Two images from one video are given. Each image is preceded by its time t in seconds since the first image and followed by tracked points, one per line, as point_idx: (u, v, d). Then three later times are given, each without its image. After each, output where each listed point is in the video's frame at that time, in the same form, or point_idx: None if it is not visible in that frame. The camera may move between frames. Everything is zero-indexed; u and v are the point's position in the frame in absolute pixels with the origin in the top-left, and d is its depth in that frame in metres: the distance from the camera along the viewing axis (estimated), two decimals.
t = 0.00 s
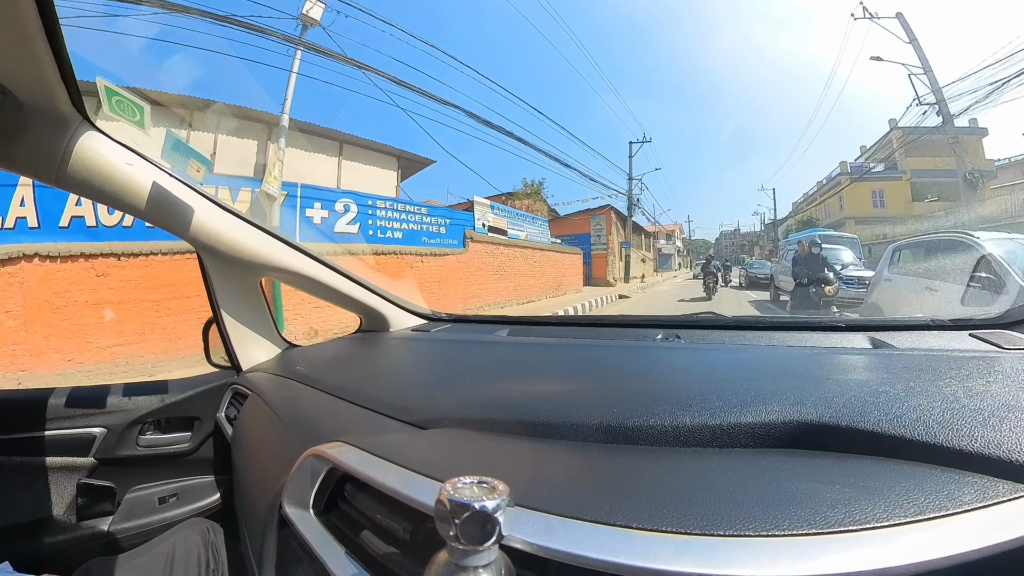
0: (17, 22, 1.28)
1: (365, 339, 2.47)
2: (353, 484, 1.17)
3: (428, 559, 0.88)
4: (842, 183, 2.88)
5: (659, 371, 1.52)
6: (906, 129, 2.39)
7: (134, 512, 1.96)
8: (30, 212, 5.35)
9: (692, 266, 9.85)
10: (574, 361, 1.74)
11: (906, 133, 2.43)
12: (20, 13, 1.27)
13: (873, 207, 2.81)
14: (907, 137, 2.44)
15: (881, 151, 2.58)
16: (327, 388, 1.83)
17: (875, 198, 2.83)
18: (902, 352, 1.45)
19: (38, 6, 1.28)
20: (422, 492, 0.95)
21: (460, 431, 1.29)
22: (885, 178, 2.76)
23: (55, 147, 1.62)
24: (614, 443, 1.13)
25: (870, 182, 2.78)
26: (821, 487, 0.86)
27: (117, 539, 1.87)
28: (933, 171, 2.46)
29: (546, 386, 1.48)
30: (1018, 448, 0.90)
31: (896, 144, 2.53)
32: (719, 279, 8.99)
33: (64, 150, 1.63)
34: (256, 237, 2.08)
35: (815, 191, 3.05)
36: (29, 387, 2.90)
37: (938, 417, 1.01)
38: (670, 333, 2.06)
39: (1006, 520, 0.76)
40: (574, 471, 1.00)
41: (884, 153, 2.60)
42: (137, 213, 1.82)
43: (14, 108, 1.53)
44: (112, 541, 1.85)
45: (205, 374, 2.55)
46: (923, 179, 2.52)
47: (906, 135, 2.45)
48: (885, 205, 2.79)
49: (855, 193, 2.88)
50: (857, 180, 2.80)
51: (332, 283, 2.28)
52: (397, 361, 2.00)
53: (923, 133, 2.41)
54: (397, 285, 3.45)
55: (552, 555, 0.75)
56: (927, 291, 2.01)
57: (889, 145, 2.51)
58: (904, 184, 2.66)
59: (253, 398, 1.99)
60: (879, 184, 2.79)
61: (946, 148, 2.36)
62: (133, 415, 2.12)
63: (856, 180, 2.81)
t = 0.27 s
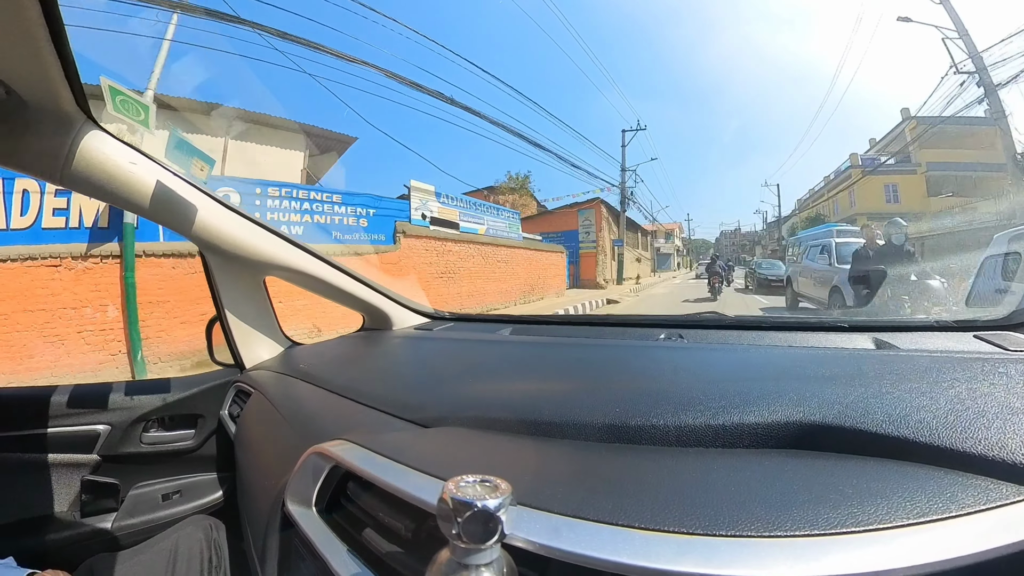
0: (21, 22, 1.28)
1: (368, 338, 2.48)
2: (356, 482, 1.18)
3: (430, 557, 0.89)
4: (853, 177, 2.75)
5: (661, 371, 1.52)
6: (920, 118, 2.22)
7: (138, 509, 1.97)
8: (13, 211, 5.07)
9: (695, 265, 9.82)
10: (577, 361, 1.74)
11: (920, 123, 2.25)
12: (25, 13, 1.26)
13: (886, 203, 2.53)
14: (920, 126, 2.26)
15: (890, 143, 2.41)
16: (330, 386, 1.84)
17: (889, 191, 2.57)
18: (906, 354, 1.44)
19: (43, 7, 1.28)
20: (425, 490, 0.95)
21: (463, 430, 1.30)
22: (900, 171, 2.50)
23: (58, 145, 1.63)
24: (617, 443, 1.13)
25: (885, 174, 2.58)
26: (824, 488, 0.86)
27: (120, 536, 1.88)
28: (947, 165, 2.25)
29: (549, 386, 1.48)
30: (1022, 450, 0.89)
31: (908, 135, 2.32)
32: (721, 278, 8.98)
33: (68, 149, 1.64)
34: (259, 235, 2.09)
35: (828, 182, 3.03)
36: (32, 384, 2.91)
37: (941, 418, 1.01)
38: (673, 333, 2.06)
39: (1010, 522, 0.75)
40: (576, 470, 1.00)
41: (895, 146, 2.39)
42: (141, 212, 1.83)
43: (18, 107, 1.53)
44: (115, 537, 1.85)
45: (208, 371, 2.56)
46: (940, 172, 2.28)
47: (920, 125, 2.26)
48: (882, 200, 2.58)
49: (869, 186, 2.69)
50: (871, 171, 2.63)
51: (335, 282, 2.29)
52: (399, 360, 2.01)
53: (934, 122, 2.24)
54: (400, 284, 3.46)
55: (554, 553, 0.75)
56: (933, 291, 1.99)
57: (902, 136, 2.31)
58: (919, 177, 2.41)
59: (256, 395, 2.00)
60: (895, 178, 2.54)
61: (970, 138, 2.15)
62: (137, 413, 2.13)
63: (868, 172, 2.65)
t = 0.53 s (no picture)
0: (30, 20, 1.28)
1: (371, 336, 2.49)
2: (357, 480, 1.18)
3: (431, 556, 0.89)
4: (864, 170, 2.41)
5: (664, 373, 1.51)
6: (936, 105, 2.04)
7: (141, 503, 1.98)
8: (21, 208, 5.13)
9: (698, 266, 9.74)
10: (579, 362, 1.74)
11: (935, 110, 2.07)
12: (33, 11, 1.27)
13: (902, 198, 2.41)
14: (936, 113, 2.07)
15: (903, 136, 2.18)
16: (333, 384, 1.84)
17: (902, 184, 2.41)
18: (911, 358, 1.43)
19: (51, 6, 1.29)
20: (426, 489, 0.95)
21: (465, 429, 1.30)
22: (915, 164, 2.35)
23: (66, 144, 1.64)
24: (619, 444, 1.12)
25: (899, 166, 2.30)
26: (826, 493, 0.85)
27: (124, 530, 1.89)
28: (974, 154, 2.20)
29: (552, 386, 1.48)
30: None
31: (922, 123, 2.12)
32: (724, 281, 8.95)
33: (75, 146, 1.65)
34: (264, 234, 2.10)
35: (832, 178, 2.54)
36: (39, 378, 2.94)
37: (947, 424, 1.00)
38: (676, 335, 2.06)
39: (1016, 530, 0.74)
40: (578, 472, 1.00)
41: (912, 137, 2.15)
42: (147, 209, 1.84)
43: (26, 106, 1.55)
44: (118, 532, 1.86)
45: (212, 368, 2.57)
46: (961, 163, 2.26)
47: (936, 112, 2.07)
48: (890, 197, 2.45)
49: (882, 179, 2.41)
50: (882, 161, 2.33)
51: (339, 280, 2.29)
52: (403, 359, 2.01)
53: (952, 111, 2.06)
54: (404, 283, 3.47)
55: (554, 555, 0.75)
56: (939, 295, 1.97)
57: (916, 126, 2.11)
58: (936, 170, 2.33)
59: (259, 392, 2.00)
60: (909, 170, 2.33)
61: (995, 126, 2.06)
62: (141, 408, 2.14)
63: (883, 163, 2.33)
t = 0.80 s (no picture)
0: (35, 22, 1.29)
1: (375, 336, 2.49)
2: (361, 479, 1.18)
3: (435, 555, 0.89)
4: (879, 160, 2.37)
5: (667, 372, 1.51)
6: (951, 92, 1.92)
7: (145, 502, 1.99)
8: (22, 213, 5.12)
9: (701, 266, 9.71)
10: (583, 362, 1.74)
11: (952, 97, 1.95)
12: (37, 14, 1.28)
13: (918, 191, 2.31)
14: (953, 101, 1.95)
15: (918, 125, 2.10)
16: (337, 384, 1.85)
17: (919, 176, 2.31)
18: (916, 358, 1.42)
19: (54, 8, 1.29)
20: (430, 488, 0.95)
21: (469, 429, 1.30)
22: (931, 155, 2.23)
23: (71, 145, 1.65)
24: (622, 443, 1.12)
25: (915, 158, 2.25)
26: (830, 492, 0.85)
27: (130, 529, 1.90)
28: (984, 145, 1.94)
29: (555, 386, 1.48)
30: None
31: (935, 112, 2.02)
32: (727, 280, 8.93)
33: (80, 148, 1.66)
34: (267, 235, 2.10)
35: (843, 171, 2.55)
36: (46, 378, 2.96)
37: (952, 424, 1.00)
38: (680, 334, 2.06)
39: (1022, 531, 0.74)
40: (581, 471, 1.00)
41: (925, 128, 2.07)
42: (151, 210, 1.85)
43: (31, 108, 1.55)
44: (123, 530, 1.87)
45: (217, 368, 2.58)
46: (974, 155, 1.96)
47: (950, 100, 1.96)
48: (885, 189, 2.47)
49: (894, 172, 2.37)
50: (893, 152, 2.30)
51: (342, 280, 2.30)
52: (406, 358, 2.01)
53: (972, 98, 1.90)
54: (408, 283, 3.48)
55: (557, 553, 0.75)
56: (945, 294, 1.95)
57: (929, 115, 2.02)
58: (954, 161, 2.15)
59: (263, 392, 2.01)
60: (924, 161, 2.26)
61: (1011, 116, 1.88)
62: (146, 408, 2.15)
63: (897, 154, 2.30)
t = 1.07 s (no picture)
0: (38, 26, 1.30)
1: (378, 336, 2.49)
2: (365, 478, 1.18)
3: (438, 554, 0.89)
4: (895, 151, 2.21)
5: (670, 372, 1.51)
6: (971, 75, 1.85)
7: (150, 501, 2.00)
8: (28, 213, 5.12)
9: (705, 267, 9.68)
10: (586, 362, 1.74)
11: (973, 81, 1.86)
12: (41, 17, 1.29)
13: (937, 183, 2.10)
14: (974, 85, 1.86)
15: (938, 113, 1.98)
16: (340, 384, 1.85)
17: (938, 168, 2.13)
18: (921, 358, 1.41)
19: (58, 11, 1.31)
20: (433, 488, 0.96)
21: (473, 429, 1.30)
22: (953, 144, 2.06)
23: (75, 147, 1.66)
24: (625, 443, 1.12)
25: (932, 148, 2.08)
26: (834, 493, 0.85)
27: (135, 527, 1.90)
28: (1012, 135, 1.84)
29: (559, 386, 1.49)
30: None
31: (955, 97, 1.92)
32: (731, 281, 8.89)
33: (85, 151, 1.67)
34: (270, 235, 2.11)
35: (855, 163, 2.47)
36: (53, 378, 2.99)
37: (957, 425, 0.99)
38: (684, 334, 2.05)
39: None
40: (584, 471, 1.00)
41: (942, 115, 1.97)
42: (155, 211, 1.86)
43: (36, 112, 1.57)
44: (128, 529, 1.88)
45: (221, 368, 2.59)
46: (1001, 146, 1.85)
47: (971, 83, 1.87)
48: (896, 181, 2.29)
49: (914, 161, 2.17)
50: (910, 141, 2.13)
51: (345, 280, 2.31)
52: (409, 358, 2.01)
53: (993, 84, 1.82)
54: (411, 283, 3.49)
55: (560, 553, 0.75)
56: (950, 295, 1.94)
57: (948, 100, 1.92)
58: (975, 152, 1.98)
59: (267, 392, 2.02)
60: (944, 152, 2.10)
61: None
62: (150, 408, 2.16)
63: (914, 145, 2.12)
